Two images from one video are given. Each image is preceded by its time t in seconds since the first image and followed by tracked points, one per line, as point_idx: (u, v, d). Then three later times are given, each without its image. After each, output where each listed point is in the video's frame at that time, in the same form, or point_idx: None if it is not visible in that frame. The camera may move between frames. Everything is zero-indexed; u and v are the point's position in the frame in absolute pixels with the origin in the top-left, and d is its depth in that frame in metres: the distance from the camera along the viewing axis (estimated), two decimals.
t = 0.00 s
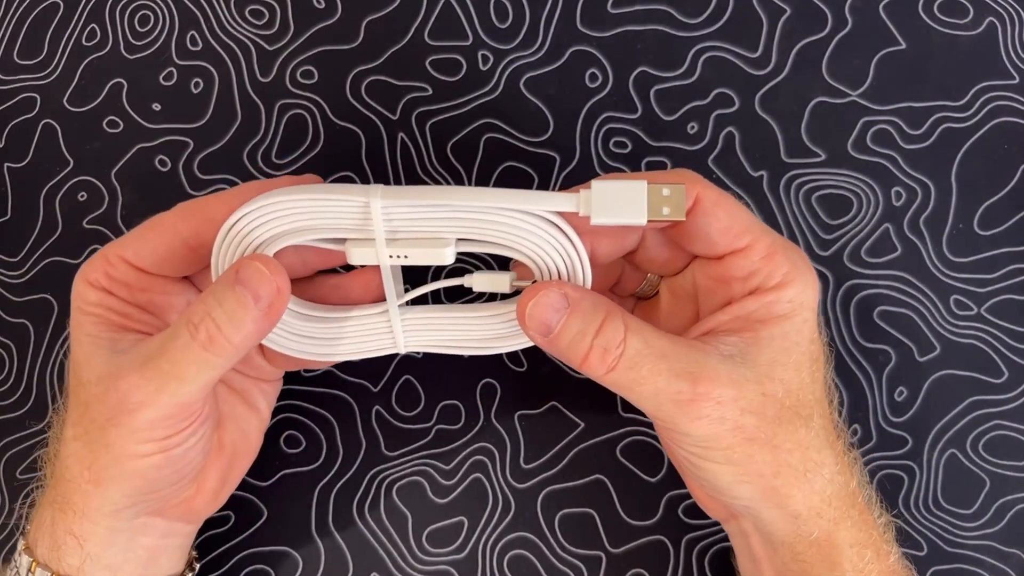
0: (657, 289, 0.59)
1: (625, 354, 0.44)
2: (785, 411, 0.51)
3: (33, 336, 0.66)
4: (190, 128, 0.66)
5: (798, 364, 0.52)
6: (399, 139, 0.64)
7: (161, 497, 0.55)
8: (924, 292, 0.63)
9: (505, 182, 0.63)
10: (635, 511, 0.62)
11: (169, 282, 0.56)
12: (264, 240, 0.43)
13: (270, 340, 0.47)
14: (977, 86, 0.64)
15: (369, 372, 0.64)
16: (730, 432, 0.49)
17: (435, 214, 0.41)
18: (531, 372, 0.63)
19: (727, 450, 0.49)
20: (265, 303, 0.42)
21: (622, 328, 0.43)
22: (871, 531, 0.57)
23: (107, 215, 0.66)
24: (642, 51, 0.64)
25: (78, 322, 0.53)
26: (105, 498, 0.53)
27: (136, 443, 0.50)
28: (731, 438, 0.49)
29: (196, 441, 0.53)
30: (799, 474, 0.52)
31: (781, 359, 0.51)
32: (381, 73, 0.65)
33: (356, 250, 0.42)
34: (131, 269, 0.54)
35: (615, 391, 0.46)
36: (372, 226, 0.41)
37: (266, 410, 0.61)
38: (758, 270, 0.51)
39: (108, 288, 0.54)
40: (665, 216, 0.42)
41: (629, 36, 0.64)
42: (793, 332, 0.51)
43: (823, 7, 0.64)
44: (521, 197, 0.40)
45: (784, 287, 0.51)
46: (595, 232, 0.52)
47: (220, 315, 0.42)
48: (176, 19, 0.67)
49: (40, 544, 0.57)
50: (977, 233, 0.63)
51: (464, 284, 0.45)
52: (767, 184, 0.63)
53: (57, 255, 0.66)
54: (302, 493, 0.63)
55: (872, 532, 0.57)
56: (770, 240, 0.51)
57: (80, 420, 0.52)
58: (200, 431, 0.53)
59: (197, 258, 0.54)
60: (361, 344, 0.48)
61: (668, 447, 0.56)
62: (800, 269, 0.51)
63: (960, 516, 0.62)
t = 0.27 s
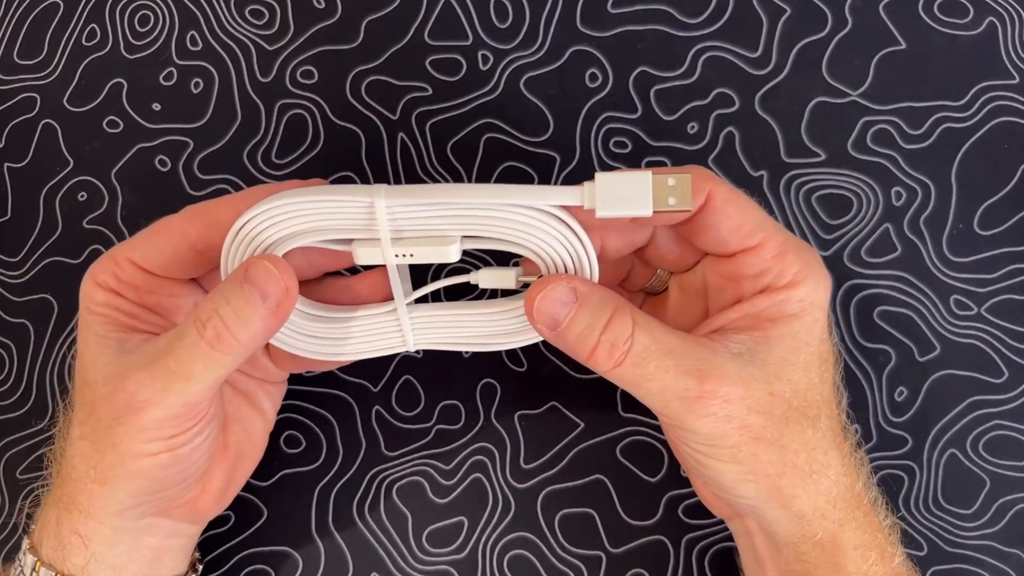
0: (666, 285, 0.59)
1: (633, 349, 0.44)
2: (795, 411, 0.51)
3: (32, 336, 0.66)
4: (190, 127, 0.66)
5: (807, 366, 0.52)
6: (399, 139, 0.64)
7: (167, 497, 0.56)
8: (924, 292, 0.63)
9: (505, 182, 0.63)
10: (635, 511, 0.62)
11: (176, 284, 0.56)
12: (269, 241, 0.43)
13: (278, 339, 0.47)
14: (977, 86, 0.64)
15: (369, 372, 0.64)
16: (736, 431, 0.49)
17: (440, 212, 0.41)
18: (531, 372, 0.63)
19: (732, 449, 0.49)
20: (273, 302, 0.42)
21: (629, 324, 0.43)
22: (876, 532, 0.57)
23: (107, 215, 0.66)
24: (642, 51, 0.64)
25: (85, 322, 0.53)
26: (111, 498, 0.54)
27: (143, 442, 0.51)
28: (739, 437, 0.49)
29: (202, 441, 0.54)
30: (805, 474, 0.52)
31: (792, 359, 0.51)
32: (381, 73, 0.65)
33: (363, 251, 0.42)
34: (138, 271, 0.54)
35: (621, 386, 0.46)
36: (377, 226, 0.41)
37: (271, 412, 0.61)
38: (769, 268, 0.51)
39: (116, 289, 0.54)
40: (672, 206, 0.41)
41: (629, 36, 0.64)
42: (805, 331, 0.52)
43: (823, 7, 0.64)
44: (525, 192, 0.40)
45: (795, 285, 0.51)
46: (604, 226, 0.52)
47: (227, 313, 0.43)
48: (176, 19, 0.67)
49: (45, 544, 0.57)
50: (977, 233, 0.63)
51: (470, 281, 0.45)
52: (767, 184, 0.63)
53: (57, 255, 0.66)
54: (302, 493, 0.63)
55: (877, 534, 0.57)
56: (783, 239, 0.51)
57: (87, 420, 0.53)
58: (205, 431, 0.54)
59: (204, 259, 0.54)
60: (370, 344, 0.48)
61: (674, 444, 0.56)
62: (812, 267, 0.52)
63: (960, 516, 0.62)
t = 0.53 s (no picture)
0: (667, 282, 0.59)
1: (633, 343, 0.44)
2: (793, 403, 0.52)
3: (33, 336, 0.66)
4: (190, 127, 0.66)
5: (800, 358, 0.52)
6: (399, 139, 0.64)
7: (169, 492, 0.56)
8: (924, 291, 0.63)
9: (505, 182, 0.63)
10: (634, 511, 0.62)
11: (177, 282, 0.56)
12: (272, 240, 0.43)
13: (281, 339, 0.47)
14: (977, 86, 0.64)
15: (369, 372, 0.64)
16: (734, 423, 0.49)
17: (441, 211, 0.41)
18: (531, 372, 0.63)
19: (731, 443, 0.49)
20: (280, 295, 0.42)
21: (630, 318, 0.43)
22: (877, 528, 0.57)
23: (107, 215, 0.66)
24: (642, 51, 0.64)
25: (86, 318, 0.53)
26: (115, 493, 0.53)
27: (150, 435, 0.51)
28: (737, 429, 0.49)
29: (208, 434, 0.54)
30: (804, 466, 0.52)
31: (789, 351, 0.51)
32: (381, 73, 0.65)
33: (366, 250, 0.42)
34: (140, 269, 0.54)
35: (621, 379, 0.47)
36: (379, 227, 0.41)
37: (270, 410, 0.62)
38: (767, 263, 0.51)
39: (118, 286, 0.54)
40: (670, 198, 0.40)
41: (629, 36, 0.64)
42: (801, 324, 0.52)
43: (823, 7, 0.64)
44: (525, 190, 0.40)
45: (795, 280, 0.51)
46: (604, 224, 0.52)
47: (236, 307, 0.42)
48: (176, 19, 0.67)
49: (44, 543, 0.57)
50: (977, 233, 0.63)
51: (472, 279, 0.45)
52: (767, 184, 0.63)
53: (57, 255, 0.66)
54: (302, 493, 0.63)
55: (876, 528, 0.57)
56: (782, 234, 0.51)
57: (90, 415, 0.53)
58: (212, 424, 0.54)
59: (208, 258, 0.54)
60: (374, 342, 0.48)
61: (673, 438, 0.55)
62: (810, 264, 0.51)
63: (960, 516, 0.62)
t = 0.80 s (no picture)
0: (672, 280, 0.59)
1: (639, 343, 0.44)
2: (800, 404, 0.51)
3: (33, 336, 0.66)
4: (190, 128, 0.66)
5: (812, 362, 0.52)
6: (399, 139, 0.64)
7: (170, 493, 0.56)
8: (924, 292, 0.63)
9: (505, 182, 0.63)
10: (634, 511, 0.62)
11: (181, 283, 0.56)
12: (279, 241, 0.43)
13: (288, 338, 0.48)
14: (977, 86, 0.64)
15: (369, 372, 0.64)
16: (741, 424, 0.49)
17: (446, 212, 0.41)
18: (531, 372, 0.63)
19: (736, 444, 0.49)
20: (291, 296, 0.42)
21: (637, 317, 0.43)
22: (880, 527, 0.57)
23: (107, 215, 0.66)
24: (642, 51, 0.64)
25: (89, 318, 0.53)
26: (116, 494, 0.53)
27: (156, 435, 0.51)
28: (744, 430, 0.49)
29: (210, 435, 0.54)
30: (809, 467, 0.52)
31: (797, 353, 0.51)
32: (381, 73, 0.65)
33: (370, 252, 0.42)
34: (144, 269, 0.54)
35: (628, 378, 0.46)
36: (384, 228, 0.41)
37: (268, 412, 0.62)
38: (774, 264, 0.51)
39: (122, 287, 0.54)
40: (674, 195, 0.40)
41: (629, 36, 0.64)
42: (812, 326, 0.52)
43: (823, 7, 0.64)
44: (529, 190, 0.40)
45: (802, 280, 0.51)
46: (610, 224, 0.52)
47: (247, 308, 0.43)
48: (176, 18, 0.67)
49: (42, 545, 0.57)
50: (977, 233, 0.63)
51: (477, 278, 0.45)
52: (767, 184, 0.63)
53: (57, 255, 0.66)
54: (302, 493, 0.63)
55: (881, 530, 0.57)
56: (790, 234, 0.51)
57: (92, 416, 0.53)
58: (214, 426, 0.53)
59: (212, 260, 0.54)
60: (381, 341, 0.48)
61: (678, 438, 0.55)
62: (818, 264, 0.51)
63: (960, 516, 0.62)
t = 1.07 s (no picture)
0: (672, 278, 0.59)
1: (640, 341, 0.44)
2: (800, 404, 0.51)
3: (33, 336, 0.66)
4: (190, 127, 0.66)
5: (811, 361, 0.52)
6: (399, 139, 0.64)
7: (172, 493, 0.56)
8: (924, 291, 0.63)
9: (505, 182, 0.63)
10: (634, 511, 0.62)
11: (181, 282, 0.56)
12: (280, 240, 0.43)
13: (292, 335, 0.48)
14: (977, 86, 0.64)
15: (369, 372, 0.64)
16: (740, 424, 0.49)
17: (446, 211, 0.41)
18: (531, 372, 0.63)
19: (735, 443, 0.49)
20: (296, 296, 0.42)
21: (638, 315, 0.43)
22: (879, 527, 0.57)
23: (107, 215, 0.66)
24: (642, 51, 0.64)
25: (89, 317, 0.53)
26: (118, 493, 0.53)
27: (160, 434, 0.51)
28: (744, 430, 0.49)
29: (214, 434, 0.54)
30: (808, 467, 0.52)
31: (797, 353, 0.51)
32: (382, 73, 0.65)
33: (370, 250, 0.42)
34: (145, 268, 0.54)
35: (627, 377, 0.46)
36: (384, 227, 0.41)
37: (267, 410, 0.62)
38: (774, 265, 0.51)
39: (122, 286, 0.54)
40: (674, 196, 0.40)
41: (629, 36, 0.64)
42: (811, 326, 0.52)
43: (823, 7, 0.64)
44: (529, 189, 0.40)
45: (802, 281, 0.51)
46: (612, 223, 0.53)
47: (252, 307, 0.42)
48: (176, 18, 0.67)
49: (43, 546, 0.57)
50: (977, 233, 0.63)
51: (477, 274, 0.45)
52: (767, 184, 0.63)
53: (57, 255, 0.66)
54: (302, 493, 0.63)
55: (880, 531, 0.57)
56: (791, 235, 0.51)
57: (94, 415, 0.52)
58: (218, 424, 0.54)
59: (213, 258, 0.55)
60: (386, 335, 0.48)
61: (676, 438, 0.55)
62: (818, 264, 0.51)
63: (960, 516, 0.62)
